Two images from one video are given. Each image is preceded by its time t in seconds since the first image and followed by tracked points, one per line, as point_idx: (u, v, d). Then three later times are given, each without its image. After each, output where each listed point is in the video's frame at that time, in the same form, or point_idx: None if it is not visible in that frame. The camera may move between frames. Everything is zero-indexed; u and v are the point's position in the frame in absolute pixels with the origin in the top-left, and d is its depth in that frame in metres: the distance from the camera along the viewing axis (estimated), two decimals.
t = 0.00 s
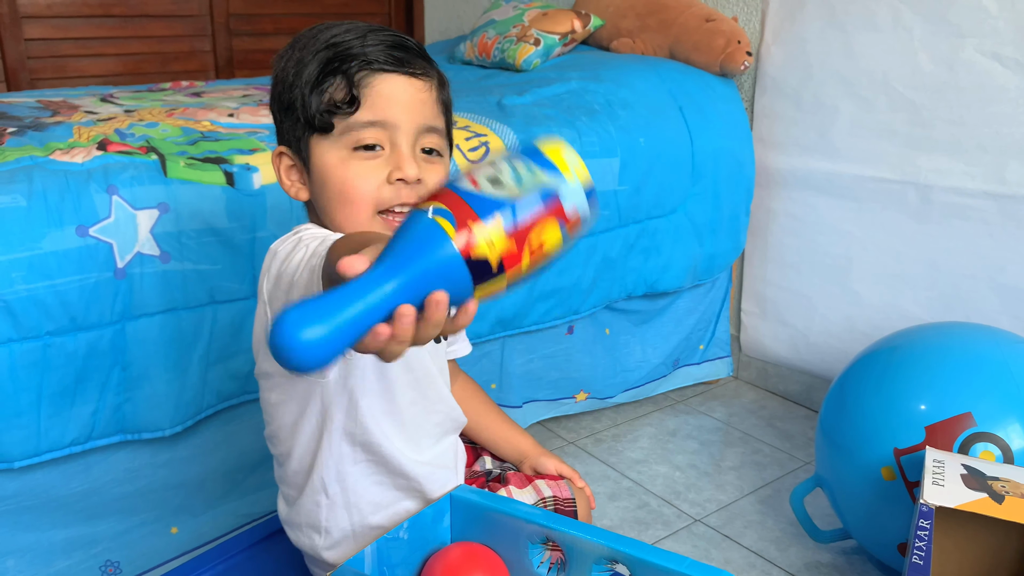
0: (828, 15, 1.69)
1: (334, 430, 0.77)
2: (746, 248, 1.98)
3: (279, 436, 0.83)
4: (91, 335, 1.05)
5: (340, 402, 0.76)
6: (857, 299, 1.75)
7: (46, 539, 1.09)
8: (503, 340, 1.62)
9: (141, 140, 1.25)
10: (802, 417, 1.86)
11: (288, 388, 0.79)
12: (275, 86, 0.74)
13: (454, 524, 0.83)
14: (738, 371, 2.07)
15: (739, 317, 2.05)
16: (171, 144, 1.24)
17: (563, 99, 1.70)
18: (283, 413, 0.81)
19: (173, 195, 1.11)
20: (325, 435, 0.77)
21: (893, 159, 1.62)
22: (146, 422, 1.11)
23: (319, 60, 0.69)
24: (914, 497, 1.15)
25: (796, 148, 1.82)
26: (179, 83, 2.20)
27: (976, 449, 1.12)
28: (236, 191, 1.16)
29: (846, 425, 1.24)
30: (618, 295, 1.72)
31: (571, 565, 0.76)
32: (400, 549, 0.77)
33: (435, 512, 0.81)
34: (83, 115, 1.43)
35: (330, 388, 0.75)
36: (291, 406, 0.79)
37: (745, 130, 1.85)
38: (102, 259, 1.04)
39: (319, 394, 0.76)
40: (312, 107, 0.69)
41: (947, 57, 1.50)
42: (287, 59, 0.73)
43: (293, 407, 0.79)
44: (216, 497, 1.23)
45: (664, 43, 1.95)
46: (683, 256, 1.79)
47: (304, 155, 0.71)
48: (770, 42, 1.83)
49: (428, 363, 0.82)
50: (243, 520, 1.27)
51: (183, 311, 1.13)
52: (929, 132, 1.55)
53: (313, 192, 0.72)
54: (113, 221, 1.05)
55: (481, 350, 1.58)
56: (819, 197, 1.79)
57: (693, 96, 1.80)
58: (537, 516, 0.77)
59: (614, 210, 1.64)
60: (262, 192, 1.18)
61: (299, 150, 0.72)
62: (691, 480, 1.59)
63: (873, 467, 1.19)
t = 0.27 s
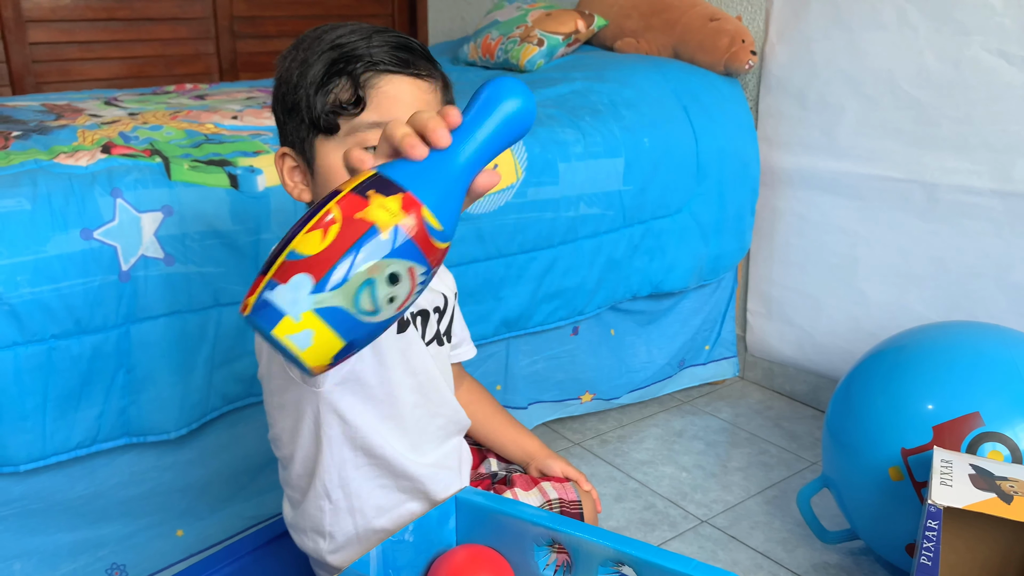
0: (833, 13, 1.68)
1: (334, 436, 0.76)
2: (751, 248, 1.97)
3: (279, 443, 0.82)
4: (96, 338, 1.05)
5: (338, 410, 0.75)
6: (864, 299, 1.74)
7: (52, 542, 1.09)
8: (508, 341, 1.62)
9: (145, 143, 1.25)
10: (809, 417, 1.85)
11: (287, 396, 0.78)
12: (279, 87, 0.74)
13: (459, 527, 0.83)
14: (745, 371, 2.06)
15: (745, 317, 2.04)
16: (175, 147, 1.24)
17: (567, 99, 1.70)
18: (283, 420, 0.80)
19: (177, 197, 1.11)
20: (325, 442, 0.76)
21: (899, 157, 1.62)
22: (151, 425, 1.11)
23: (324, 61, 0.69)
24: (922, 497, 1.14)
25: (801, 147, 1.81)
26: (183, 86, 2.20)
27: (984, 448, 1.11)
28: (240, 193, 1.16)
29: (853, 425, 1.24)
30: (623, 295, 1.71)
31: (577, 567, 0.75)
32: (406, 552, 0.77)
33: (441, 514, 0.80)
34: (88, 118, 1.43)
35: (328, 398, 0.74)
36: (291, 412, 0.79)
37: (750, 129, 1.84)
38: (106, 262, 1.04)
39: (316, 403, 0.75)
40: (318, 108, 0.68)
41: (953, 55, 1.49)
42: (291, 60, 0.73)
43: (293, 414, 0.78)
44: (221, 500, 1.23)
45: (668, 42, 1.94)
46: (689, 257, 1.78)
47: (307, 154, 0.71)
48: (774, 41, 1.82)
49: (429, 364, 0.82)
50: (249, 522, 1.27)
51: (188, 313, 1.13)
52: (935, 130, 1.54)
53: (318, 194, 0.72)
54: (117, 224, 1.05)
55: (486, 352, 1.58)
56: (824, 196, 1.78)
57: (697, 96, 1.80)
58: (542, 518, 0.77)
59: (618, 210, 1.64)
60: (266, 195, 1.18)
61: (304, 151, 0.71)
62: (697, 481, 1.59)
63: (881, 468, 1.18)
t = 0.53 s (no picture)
0: (837, 11, 1.68)
1: (339, 435, 0.76)
2: (756, 247, 1.96)
3: (284, 442, 0.82)
4: (100, 340, 1.05)
5: (343, 407, 0.75)
6: (869, 298, 1.74)
7: (58, 545, 1.09)
8: (513, 342, 1.61)
9: (149, 146, 1.25)
10: (815, 417, 1.84)
11: (291, 395, 0.78)
12: (281, 91, 0.73)
13: (464, 528, 0.82)
14: (750, 371, 2.05)
15: (750, 317, 2.03)
16: (179, 149, 1.25)
17: (570, 99, 1.70)
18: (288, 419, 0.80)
19: (181, 200, 1.11)
20: (331, 441, 0.76)
21: (904, 155, 1.61)
22: (156, 427, 1.11)
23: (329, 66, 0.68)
24: (930, 497, 1.13)
25: (806, 146, 1.81)
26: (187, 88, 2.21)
27: (992, 448, 1.10)
28: (244, 195, 1.16)
29: (859, 425, 1.23)
30: (628, 296, 1.71)
31: (582, 567, 0.75)
32: (410, 553, 0.77)
33: (445, 515, 0.80)
34: (92, 121, 1.43)
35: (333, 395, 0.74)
36: (296, 412, 0.79)
37: (754, 128, 1.84)
38: (110, 265, 1.04)
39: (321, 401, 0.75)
40: (323, 113, 0.68)
41: (958, 52, 1.49)
42: (293, 62, 0.72)
43: (298, 413, 0.78)
44: (226, 502, 1.23)
45: (672, 42, 1.94)
46: (693, 256, 1.78)
47: (311, 156, 0.70)
48: (778, 39, 1.82)
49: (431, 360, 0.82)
50: (254, 524, 1.27)
51: (193, 315, 1.13)
52: (941, 128, 1.54)
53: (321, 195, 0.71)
54: (121, 227, 1.05)
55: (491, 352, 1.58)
56: (829, 195, 1.78)
57: (701, 95, 1.79)
58: (547, 519, 0.77)
59: (622, 210, 1.63)
60: (270, 197, 1.18)
61: (307, 156, 0.71)
62: (703, 481, 1.58)
63: (888, 468, 1.17)
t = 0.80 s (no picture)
0: (839, 10, 1.67)
1: (337, 433, 0.77)
2: (759, 247, 1.96)
3: (282, 443, 0.82)
4: (102, 343, 1.05)
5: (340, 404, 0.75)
6: (872, 296, 1.73)
7: (61, 547, 1.10)
8: (515, 343, 1.61)
9: (150, 148, 1.25)
10: (819, 416, 1.84)
11: (288, 394, 0.79)
12: (269, 91, 0.74)
13: (464, 529, 0.83)
14: (754, 370, 2.05)
15: (753, 316, 2.03)
16: (179, 152, 1.25)
17: (571, 99, 1.69)
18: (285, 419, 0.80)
19: (182, 202, 1.12)
20: (328, 440, 0.77)
21: (907, 154, 1.60)
22: (158, 429, 1.11)
23: (314, 65, 0.69)
24: (933, 496, 1.13)
25: (808, 145, 1.80)
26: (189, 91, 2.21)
27: (995, 447, 1.10)
28: (245, 197, 1.16)
29: (862, 425, 1.23)
30: (630, 296, 1.71)
31: (582, 568, 0.75)
32: (410, 554, 0.77)
33: (445, 516, 0.80)
34: (93, 124, 1.44)
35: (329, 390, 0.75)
36: (294, 412, 0.79)
37: (756, 128, 1.83)
38: (112, 268, 1.05)
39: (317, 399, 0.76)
40: (308, 113, 0.69)
41: (960, 50, 1.48)
42: (280, 61, 0.73)
43: (297, 413, 0.79)
44: (229, 504, 1.23)
45: (673, 41, 1.94)
46: (695, 256, 1.77)
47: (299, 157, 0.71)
48: (780, 38, 1.81)
49: (429, 359, 0.82)
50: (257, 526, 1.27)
51: (194, 318, 1.13)
52: (943, 126, 1.53)
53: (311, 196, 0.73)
54: (122, 229, 1.06)
55: (493, 353, 1.58)
56: (831, 194, 1.77)
57: (703, 94, 1.79)
58: (547, 520, 0.77)
59: (624, 210, 1.63)
60: (270, 199, 1.18)
61: (296, 156, 0.72)
62: (706, 481, 1.58)
63: (890, 467, 1.17)
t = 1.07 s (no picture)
0: (840, 8, 1.67)
1: (334, 431, 0.77)
2: (761, 245, 1.96)
3: (278, 441, 0.82)
4: (103, 343, 1.06)
5: (338, 401, 0.76)
6: (874, 295, 1.73)
7: (62, 547, 1.10)
8: (516, 342, 1.61)
9: (151, 149, 1.25)
10: (821, 415, 1.84)
11: (284, 393, 0.78)
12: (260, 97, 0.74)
13: (464, 528, 0.83)
14: (756, 369, 2.05)
15: (755, 315, 2.03)
16: (180, 152, 1.25)
17: (572, 98, 1.69)
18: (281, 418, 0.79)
19: (182, 203, 1.12)
20: (326, 438, 0.77)
21: (908, 151, 1.60)
22: (159, 429, 1.11)
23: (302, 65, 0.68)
24: (934, 495, 1.12)
25: (809, 143, 1.80)
26: (191, 92, 2.21)
27: (997, 445, 1.10)
28: (245, 197, 1.16)
29: (863, 424, 1.22)
30: (631, 295, 1.70)
31: (582, 567, 0.75)
32: (409, 554, 0.77)
33: (445, 516, 0.81)
34: (95, 125, 1.44)
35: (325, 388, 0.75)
36: (290, 411, 0.78)
37: (757, 126, 1.83)
38: (112, 268, 1.05)
39: (315, 396, 0.76)
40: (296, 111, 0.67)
41: (961, 48, 1.48)
42: (271, 68, 0.73)
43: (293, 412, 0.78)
44: (230, 504, 1.23)
45: (674, 40, 1.94)
46: (696, 255, 1.77)
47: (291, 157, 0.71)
48: (781, 37, 1.81)
49: (425, 358, 0.83)
50: (259, 525, 1.27)
51: (195, 318, 1.13)
52: (944, 124, 1.53)
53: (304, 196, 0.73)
54: (122, 230, 1.06)
55: (494, 352, 1.58)
56: (833, 192, 1.77)
57: (703, 93, 1.79)
58: (546, 519, 0.77)
59: (625, 209, 1.63)
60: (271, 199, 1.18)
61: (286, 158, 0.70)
62: (707, 480, 1.58)
63: (892, 466, 1.17)
